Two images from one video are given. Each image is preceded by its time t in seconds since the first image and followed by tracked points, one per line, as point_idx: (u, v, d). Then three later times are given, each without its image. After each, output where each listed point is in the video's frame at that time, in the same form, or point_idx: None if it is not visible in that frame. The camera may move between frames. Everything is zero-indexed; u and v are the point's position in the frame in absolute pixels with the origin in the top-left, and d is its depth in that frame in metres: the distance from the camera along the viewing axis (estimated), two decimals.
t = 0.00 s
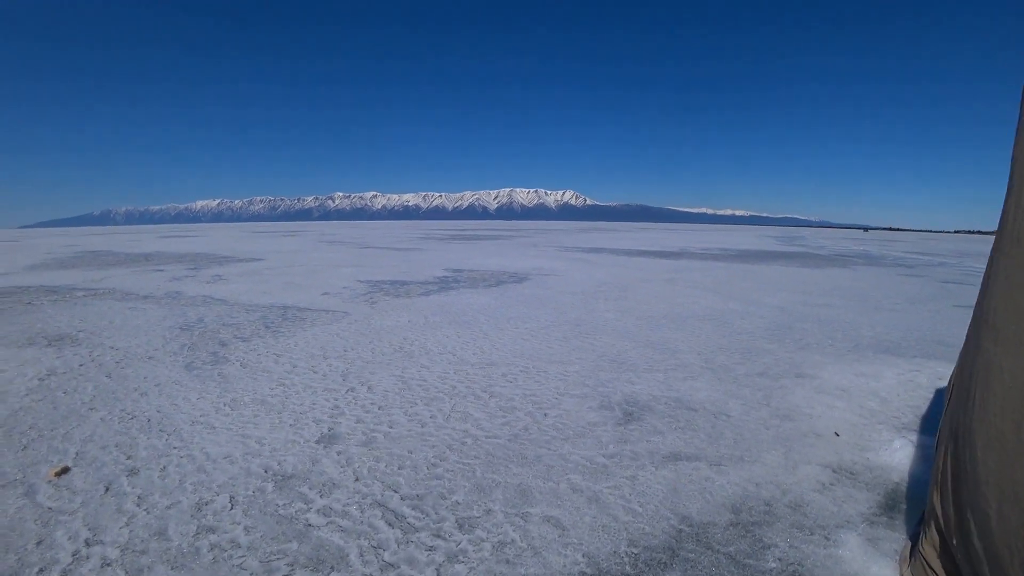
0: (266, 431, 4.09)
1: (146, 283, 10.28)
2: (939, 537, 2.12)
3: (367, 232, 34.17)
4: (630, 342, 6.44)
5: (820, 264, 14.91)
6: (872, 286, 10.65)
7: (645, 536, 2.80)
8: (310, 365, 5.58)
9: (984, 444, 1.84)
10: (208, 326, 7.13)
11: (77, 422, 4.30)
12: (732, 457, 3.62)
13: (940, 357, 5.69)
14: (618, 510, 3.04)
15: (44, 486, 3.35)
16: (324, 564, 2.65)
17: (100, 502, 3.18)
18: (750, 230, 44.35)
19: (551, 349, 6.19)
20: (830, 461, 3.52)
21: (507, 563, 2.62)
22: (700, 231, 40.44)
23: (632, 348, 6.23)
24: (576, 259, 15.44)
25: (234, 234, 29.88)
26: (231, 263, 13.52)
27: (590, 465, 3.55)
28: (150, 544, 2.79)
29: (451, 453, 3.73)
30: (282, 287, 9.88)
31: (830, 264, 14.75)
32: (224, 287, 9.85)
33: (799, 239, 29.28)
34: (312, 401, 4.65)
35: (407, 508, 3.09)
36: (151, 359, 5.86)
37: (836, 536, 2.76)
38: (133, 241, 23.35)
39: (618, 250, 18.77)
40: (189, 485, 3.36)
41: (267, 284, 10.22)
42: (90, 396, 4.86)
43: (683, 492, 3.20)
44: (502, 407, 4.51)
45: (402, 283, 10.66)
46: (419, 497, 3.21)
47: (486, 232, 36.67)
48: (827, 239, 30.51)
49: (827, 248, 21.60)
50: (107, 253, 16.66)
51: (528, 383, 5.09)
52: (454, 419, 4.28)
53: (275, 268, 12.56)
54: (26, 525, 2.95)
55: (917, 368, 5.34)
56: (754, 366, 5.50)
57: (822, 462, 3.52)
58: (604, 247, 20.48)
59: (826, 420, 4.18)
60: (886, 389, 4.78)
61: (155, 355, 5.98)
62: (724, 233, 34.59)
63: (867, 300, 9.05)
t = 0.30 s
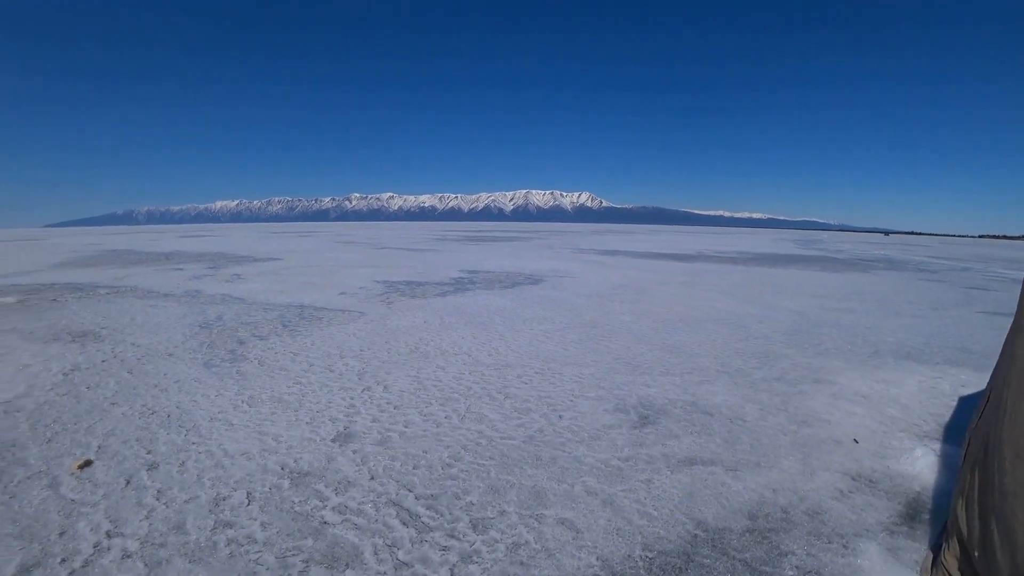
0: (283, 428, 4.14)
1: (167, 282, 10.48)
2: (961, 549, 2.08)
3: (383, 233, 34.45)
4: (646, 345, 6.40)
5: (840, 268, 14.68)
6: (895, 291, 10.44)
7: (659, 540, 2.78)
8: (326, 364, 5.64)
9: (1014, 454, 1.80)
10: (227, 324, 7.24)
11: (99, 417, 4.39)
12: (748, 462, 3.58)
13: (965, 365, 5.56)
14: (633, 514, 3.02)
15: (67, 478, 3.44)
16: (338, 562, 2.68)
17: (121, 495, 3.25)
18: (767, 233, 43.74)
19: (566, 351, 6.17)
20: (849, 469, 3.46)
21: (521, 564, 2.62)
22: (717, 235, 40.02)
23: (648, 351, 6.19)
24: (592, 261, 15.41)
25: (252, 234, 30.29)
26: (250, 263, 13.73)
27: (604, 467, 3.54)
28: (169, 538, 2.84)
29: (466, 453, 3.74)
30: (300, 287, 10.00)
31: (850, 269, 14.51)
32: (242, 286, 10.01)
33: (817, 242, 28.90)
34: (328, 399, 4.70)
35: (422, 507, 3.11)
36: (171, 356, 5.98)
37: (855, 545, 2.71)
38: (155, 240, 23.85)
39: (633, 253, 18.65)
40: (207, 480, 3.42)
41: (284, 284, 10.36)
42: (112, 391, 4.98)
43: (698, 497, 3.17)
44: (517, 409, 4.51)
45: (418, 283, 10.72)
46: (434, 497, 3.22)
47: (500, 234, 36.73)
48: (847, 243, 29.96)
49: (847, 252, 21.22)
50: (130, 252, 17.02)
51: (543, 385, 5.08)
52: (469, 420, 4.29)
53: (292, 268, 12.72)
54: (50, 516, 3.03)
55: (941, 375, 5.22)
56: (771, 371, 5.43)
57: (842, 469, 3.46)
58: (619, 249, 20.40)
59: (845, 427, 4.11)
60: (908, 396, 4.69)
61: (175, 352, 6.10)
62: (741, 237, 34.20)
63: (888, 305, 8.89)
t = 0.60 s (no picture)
0: (331, 417, 4.30)
1: (222, 272, 11.00)
2: None
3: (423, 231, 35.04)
4: (689, 351, 6.29)
5: (899, 279, 13.98)
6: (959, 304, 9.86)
7: (702, 550, 2.74)
8: (371, 356, 5.81)
9: None
10: (277, 315, 7.55)
11: (159, 397, 4.67)
12: (796, 476, 3.48)
13: None
14: (676, 521, 2.99)
15: (130, 453, 3.68)
16: (381, 550, 2.76)
17: (178, 472, 3.45)
18: (817, 240, 42.02)
19: (608, 354, 6.14)
20: (905, 489, 3.32)
21: (561, 565, 2.64)
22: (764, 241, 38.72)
23: (692, 357, 6.09)
24: (633, 264, 15.22)
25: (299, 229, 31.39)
26: (298, 256, 14.24)
27: (647, 472, 3.52)
28: (222, 515, 3.00)
29: (508, 451, 3.79)
30: (346, 281, 10.31)
31: (909, 279, 13.80)
32: (292, 279, 10.40)
33: (872, 250, 27.58)
34: (374, 391, 4.84)
35: (464, 502, 3.17)
36: (225, 342, 6.29)
37: (910, 569, 2.60)
38: (210, 233, 25.05)
39: (677, 257, 18.30)
40: (258, 463, 3.59)
41: (331, 277, 10.70)
42: (171, 373, 5.28)
43: (743, 508, 3.11)
44: (560, 409, 4.52)
45: (461, 281, 10.87)
46: (476, 492, 3.28)
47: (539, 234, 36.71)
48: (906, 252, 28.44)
49: (906, 262, 20.17)
50: (188, 243, 17.94)
51: (584, 386, 5.08)
52: (512, 418, 4.34)
53: (338, 262, 13.11)
54: (114, 487, 3.25)
55: (1009, 396, 4.92)
56: (822, 383, 5.25)
57: (897, 488, 3.32)
58: (661, 253, 20.05)
59: (902, 445, 3.93)
60: (972, 416, 4.44)
61: (228, 339, 6.41)
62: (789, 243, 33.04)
63: (953, 318, 8.42)
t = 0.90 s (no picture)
0: (367, 411, 4.41)
1: (267, 266, 11.41)
2: None
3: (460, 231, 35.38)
4: (728, 362, 6.15)
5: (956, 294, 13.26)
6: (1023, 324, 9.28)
7: (734, 565, 2.69)
8: (407, 353, 5.92)
9: None
10: (317, 309, 7.79)
11: (204, 384, 4.89)
12: (834, 495, 3.37)
13: None
14: (708, 534, 2.94)
15: (175, 435, 3.87)
16: (410, 544, 2.82)
17: (218, 456, 3.61)
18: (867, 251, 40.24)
19: (644, 361, 6.07)
20: (953, 517, 3.16)
21: (588, 571, 2.64)
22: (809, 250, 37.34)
23: (731, 367, 5.95)
24: (672, 270, 14.97)
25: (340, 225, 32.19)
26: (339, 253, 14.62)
27: (680, 482, 3.47)
28: (259, 501, 3.13)
29: (540, 454, 3.80)
30: (385, 278, 10.52)
31: (967, 296, 13.07)
32: (333, 274, 10.69)
33: (927, 264, 26.26)
34: (409, 388, 4.93)
35: (493, 502, 3.21)
36: (267, 334, 6.53)
37: None
38: (257, 227, 26.02)
39: (718, 265, 17.89)
40: (294, 452, 3.73)
41: (371, 274, 10.94)
42: (215, 361, 5.52)
43: (778, 525, 3.03)
44: (594, 414, 4.51)
45: (497, 282, 10.93)
46: (506, 493, 3.31)
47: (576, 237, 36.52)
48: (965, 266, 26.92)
49: (965, 277, 19.09)
50: (236, 237, 18.66)
51: (617, 392, 5.04)
52: (545, 421, 4.35)
53: (377, 260, 13.40)
54: (159, 467, 3.43)
55: None
56: (868, 400, 5.05)
57: (944, 515, 3.16)
58: (701, 260, 19.64)
59: (952, 470, 3.74)
60: None
61: (271, 331, 6.65)
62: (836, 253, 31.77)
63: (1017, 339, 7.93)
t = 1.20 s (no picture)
0: (385, 411, 4.46)
1: (288, 267, 11.60)
2: None
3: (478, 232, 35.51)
4: (749, 366, 6.07)
5: (987, 299, 12.87)
6: None
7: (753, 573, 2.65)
8: (425, 354, 5.96)
9: None
10: (337, 310, 7.89)
11: (225, 382, 4.99)
12: (857, 504, 3.30)
13: None
14: (726, 541, 2.90)
15: (197, 432, 3.96)
16: (426, 544, 2.84)
17: (239, 454, 3.69)
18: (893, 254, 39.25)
19: (663, 364, 6.02)
20: (982, 529, 3.07)
21: (605, 575, 2.63)
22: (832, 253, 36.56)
23: (752, 372, 5.87)
24: (691, 273, 14.82)
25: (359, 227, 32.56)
26: (359, 254, 14.78)
27: (698, 488, 3.43)
28: (279, 498, 3.19)
29: (557, 457, 3.79)
30: (403, 280, 10.62)
31: (999, 301, 12.68)
32: (353, 275, 10.82)
33: (957, 268, 25.50)
34: (427, 389, 4.97)
35: (510, 504, 3.21)
36: (288, 334, 6.64)
37: None
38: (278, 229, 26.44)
39: (738, 268, 17.65)
40: (313, 451, 3.78)
41: (390, 276, 11.05)
42: (237, 360, 5.63)
43: (798, 533, 2.98)
44: (611, 418, 4.48)
45: (516, 284, 10.95)
46: (522, 495, 3.31)
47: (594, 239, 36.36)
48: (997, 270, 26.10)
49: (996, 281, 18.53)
50: (258, 238, 18.99)
51: (635, 396, 5.01)
52: (563, 423, 4.34)
53: (396, 261, 13.53)
54: (182, 463, 3.51)
55: None
56: (893, 407, 4.93)
57: (972, 527, 3.08)
58: (720, 263, 19.40)
59: (982, 480, 3.64)
60: None
61: (291, 331, 6.76)
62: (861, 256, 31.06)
63: None
